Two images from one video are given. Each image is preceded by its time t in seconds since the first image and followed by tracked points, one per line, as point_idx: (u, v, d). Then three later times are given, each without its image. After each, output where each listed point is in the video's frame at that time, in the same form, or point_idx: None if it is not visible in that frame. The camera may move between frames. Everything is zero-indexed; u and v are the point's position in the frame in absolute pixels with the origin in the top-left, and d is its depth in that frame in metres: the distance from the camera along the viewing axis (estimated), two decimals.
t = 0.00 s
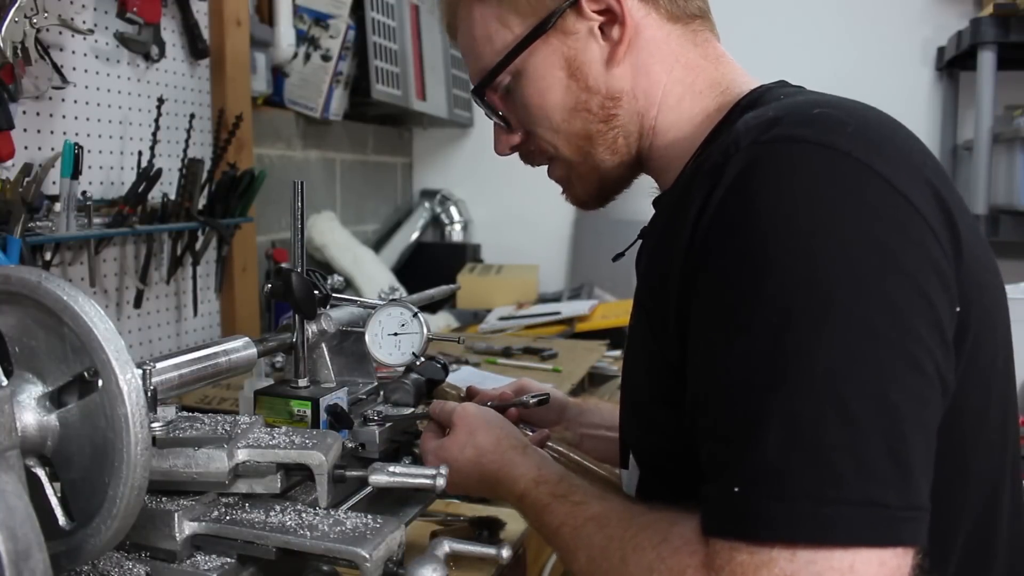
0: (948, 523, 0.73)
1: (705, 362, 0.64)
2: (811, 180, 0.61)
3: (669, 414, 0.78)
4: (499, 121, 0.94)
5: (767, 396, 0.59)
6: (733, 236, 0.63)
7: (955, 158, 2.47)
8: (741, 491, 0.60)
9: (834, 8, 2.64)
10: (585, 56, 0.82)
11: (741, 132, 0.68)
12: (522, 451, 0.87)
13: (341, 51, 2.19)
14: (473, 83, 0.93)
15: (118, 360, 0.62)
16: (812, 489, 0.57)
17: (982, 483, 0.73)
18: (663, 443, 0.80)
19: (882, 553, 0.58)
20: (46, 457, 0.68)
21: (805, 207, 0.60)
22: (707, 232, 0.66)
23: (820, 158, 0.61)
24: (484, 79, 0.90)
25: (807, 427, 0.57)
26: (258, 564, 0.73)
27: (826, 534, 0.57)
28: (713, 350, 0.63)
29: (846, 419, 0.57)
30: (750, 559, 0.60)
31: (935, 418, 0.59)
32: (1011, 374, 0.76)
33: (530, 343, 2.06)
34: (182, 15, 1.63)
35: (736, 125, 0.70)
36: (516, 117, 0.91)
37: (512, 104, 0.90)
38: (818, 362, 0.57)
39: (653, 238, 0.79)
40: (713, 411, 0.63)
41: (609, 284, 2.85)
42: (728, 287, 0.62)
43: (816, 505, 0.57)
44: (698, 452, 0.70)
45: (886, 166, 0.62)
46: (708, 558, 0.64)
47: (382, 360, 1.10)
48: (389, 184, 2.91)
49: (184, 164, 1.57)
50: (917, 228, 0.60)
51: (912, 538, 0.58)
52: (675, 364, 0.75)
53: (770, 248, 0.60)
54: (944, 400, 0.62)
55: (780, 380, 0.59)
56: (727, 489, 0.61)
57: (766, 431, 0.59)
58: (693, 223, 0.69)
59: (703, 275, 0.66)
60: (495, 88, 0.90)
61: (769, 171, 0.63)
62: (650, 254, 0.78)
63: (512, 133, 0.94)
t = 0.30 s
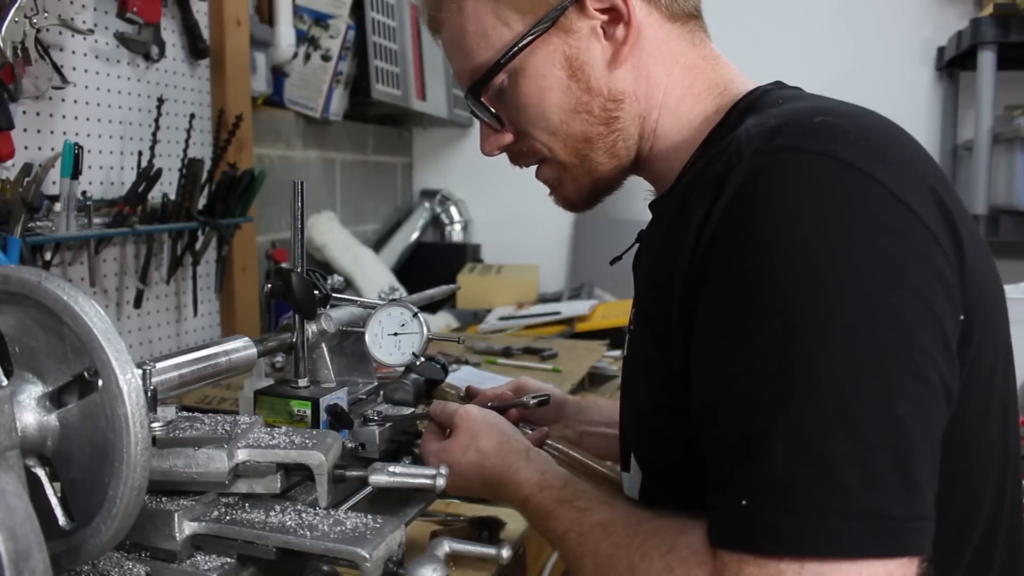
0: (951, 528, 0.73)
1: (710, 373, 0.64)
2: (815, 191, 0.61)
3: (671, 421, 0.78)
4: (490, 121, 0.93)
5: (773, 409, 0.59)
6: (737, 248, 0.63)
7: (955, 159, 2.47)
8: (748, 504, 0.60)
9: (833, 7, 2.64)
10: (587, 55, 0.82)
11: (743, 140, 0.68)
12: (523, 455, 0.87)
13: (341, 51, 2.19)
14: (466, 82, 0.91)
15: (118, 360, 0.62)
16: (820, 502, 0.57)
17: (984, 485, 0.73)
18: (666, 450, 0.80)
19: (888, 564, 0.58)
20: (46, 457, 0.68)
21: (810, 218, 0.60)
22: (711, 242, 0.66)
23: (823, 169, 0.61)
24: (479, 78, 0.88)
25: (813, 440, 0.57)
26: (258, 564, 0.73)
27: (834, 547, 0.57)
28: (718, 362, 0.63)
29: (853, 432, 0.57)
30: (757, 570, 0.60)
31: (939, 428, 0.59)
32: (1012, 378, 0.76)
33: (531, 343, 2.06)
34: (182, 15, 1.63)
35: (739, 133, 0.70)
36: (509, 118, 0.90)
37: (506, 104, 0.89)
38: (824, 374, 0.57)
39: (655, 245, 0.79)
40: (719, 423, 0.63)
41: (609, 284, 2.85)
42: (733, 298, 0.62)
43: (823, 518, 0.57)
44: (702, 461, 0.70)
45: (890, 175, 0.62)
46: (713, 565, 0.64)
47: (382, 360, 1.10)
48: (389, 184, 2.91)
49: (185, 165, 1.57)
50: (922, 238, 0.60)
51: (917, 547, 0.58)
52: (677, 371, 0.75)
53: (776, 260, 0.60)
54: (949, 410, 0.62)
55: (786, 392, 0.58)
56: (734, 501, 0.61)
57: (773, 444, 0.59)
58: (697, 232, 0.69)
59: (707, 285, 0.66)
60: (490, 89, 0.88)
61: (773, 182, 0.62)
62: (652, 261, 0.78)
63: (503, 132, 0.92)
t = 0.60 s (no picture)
0: (948, 528, 0.73)
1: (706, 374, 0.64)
2: (812, 192, 0.61)
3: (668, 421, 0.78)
4: (490, 124, 0.93)
5: (769, 411, 0.59)
6: (734, 249, 0.63)
7: (955, 158, 2.47)
8: (744, 505, 0.60)
9: (834, 7, 2.64)
10: (587, 59, 0.82)
11: (740, 141, 0.68)
12: (520, 454, 0.87)
13: (340, 51, 2.19)
14: (466, 84, 0.91)
15: (118, 360, 0.62)
16: (816, 503, 0.57)
17: (982, 486, 0.73)
18: (663, 449, 0.80)
19: (884, 564, 0.58)
20: (46, 457, 0.68)
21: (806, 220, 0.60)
22: (708, 243, 0.66)
23: (820, 169, 0.61)
24: (479, 80, 0.88)
25: (810, 443, 0.58)
26: (258, 564, 0.73)
27: (832, 548, 0.57)
28: (714, 362, 0.63)
29: (850, 434, 0.57)
30: (754, 571, 0.60)
31: (935, 429, 0.60)
32: (1009, 377, 0.76)
33: (530, 343, 2.06)
34: (182, 15, 1.63)
35: (735, 133, 0.70)
36: (509, 120, 0.90)
37: (506, 106, 0.89)
38: (820, 377, 0.57)
39: (652, 245, 0.79)
40: (716, 424, 0.63)
41: (609, 284, 2.85)
42: (729, 300, 0.62)
43: (820, 520, 0.57)
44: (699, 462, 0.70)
45: (886, 176, 0.62)
46: (711, 566, 0.64)
47: (382, 360, 1.10)
48: (389, 184, 2.91)
49: (184, 165, 1.57)
50: (919, 240, 0.60)
51: (913, 549, 0.58)
52: (674, 371, 0.75)
53: (772, 262, 0.60)
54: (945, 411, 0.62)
55: (782, 393, 0.59)
56: (731, 502, 0.61)
57: (768, 446, 0.59)
58: (693, 232, 0.69)
59: (703, 285, 0.66)
60: (490, 92, 0.88)
61: (768, 183, 0.62)
62: (649, 261, 0.78)
63: (504, 134, 0.92)
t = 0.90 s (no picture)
0: (947, 527, 0.73)
1: (705, 371, 0.64)
2: (812, 189, 0.61)
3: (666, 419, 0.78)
4: (492, 124, 0.93)
5: (768, 409, 0.59)
6: (732, 246, 0.63)
7: (955, 158, 2.47)
8: (742, 502, 0.60)
9: (834, 7, 2.64)
10: (590, 60, 0.82)
11: (740, 138, 0.68)
12: (520, 453, 0.87)
13: (341, 50, 2.19)
14: (467, 84, 0.91)
15: (118, 360, 0.62)
16: (815, 501, 0.57)
17: (981, 485, 0.73)
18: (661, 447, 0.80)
19: (883, 563, 0.58)
20: (46, 457, 0.68)
21: (806, 217, 0.60)
22: (706, 240, 0.66)
23: (820, 167, 0.61)
24: (481, 81, 0.88)
25: (809, 441, 0.57)
26: (258, 564, 0.73)
27: (830, 546, 0.57)
28: (713, 359, 0.63)
29: (849, 432, 0.57)
30: (752, 569, 0.60)
31: (935, 427, 0.60)
32: (1008, 375, 0.76)
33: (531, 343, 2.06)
34: (182, 15, 1.63)
35: (735, 130, 0.70)
36: (510, 120, 0.90)
37: (508, 106, 0.89)
38: (819, 374, 0.57)
39: (651, 242, 0.79)
40: (714, 421, 0.63)
41: (609, 284, 2.84)
42: (728, 297, 0.62)
43: (818, 517, 0.57)
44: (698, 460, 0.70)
45: (887, 173, 0.62)
46: (709, 565, 0.64)
47: (382, 360, 1.10)
48: (389, 185, 2.91)
49: (185, 165, 1.57)
50: (919, 238, 0.60)
51: (912, 547, 0.58)
52: (672, 368, 0.75)
53: (771, 258, 0.60)
54: (944, 410, 0.62)
55: (780, 390, 0.58)
56: (729, 500, 0.61)
57: (766, 443, 0.59)
58: (692, 230, 0.69)
59: (702, 282, 0.66)
60: (491, 92, 0.88)
61: (768, 180, 0.62)
62: (648, 258, 0.78)
63: (505, 134, 0.92)
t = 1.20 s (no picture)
0: (946, 526, 0.73)
1: (703, 370, 0.64)
2: (811, 189, 0.61)
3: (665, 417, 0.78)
4: (493, 123, 0.93)
5: (766, 408, 0.59)
6: (731, 245, 0.63)
7: (955, 159, 2.47)
8: (742, 502, 0.60)
9: (834, 7, 2.64)
10: (592, 60, 0.82)
11: (739, 137, 0.68)
12: (519, 453, 0.87)
13: (341, 50, 2.19)
14: (469, 83, 0.91)
15: (118, 360, 0.62)
16: (813, 502, 0.57)
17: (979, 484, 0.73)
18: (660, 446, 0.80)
19: (882, 563, 0.58)
20: (46, 457, 0.68)
21: (804, 215, 0.60)
22: (705, 238, 0.66)
23: (819, 166, 0.61)
24: (483, 80, 0.88)
25: (808, 441, 0.57)
26: (258, 564, 0.73)
27: (829, 546, 0.57)
28: (711, 359, 0.63)
29: (848, 431, 0.57)
30: (752, 569, 0.60)
31: (933, 427, 0.60)
32: (1008, 375, 0.76)
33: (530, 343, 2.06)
34: (182, 15, 1.63)
35: (734, 129, 0.70)
36: (511, 119, 0.90)
37: (509, 105, 0.89)
38: (818, 373, 0.57)
39: (649, 240, 0.79)
40: (712, 420, 0.63)
41: (608, 284, 2.84)
42: (726, 296, 0.62)
43: (817, 517, 0.57)
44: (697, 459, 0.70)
45: (885, 172, 0.62)
46: (709, 565, 0.64)
47: (382, 360, 1.10)
48: (389, 185, 2.91)
49: (185, 165, 1.57)
50: (918, 237, 0.60)
51: (911, 547, 0.58)
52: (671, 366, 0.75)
53: (769, 257, 0.60)
54: (942, 411, 0.62)
55: (779, 390, 0.58)
56: (728, 500, 0.61)
57: (765, 442, 0.59)
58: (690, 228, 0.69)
59: (700, 280, 0.66)
60: (493, 90, 0.88)
61: (767, 178, 0.62)
62: (647, 257, 0.78)
63: (508, 133, 0.92)
